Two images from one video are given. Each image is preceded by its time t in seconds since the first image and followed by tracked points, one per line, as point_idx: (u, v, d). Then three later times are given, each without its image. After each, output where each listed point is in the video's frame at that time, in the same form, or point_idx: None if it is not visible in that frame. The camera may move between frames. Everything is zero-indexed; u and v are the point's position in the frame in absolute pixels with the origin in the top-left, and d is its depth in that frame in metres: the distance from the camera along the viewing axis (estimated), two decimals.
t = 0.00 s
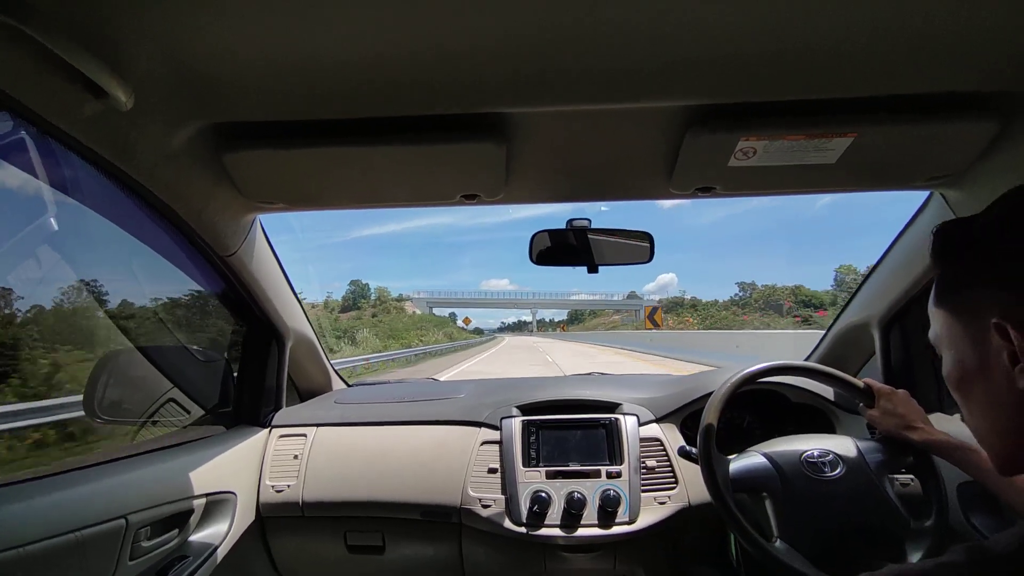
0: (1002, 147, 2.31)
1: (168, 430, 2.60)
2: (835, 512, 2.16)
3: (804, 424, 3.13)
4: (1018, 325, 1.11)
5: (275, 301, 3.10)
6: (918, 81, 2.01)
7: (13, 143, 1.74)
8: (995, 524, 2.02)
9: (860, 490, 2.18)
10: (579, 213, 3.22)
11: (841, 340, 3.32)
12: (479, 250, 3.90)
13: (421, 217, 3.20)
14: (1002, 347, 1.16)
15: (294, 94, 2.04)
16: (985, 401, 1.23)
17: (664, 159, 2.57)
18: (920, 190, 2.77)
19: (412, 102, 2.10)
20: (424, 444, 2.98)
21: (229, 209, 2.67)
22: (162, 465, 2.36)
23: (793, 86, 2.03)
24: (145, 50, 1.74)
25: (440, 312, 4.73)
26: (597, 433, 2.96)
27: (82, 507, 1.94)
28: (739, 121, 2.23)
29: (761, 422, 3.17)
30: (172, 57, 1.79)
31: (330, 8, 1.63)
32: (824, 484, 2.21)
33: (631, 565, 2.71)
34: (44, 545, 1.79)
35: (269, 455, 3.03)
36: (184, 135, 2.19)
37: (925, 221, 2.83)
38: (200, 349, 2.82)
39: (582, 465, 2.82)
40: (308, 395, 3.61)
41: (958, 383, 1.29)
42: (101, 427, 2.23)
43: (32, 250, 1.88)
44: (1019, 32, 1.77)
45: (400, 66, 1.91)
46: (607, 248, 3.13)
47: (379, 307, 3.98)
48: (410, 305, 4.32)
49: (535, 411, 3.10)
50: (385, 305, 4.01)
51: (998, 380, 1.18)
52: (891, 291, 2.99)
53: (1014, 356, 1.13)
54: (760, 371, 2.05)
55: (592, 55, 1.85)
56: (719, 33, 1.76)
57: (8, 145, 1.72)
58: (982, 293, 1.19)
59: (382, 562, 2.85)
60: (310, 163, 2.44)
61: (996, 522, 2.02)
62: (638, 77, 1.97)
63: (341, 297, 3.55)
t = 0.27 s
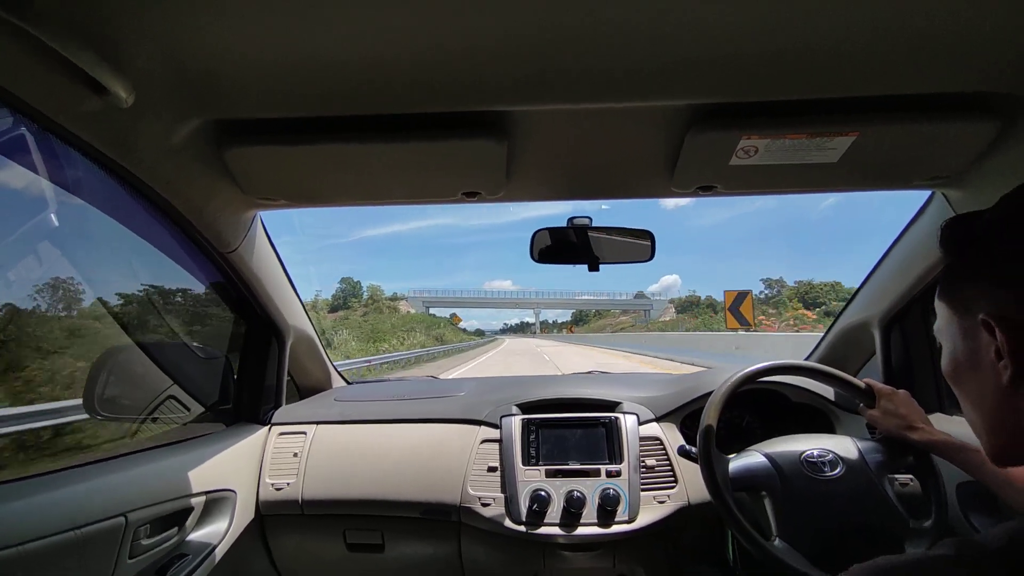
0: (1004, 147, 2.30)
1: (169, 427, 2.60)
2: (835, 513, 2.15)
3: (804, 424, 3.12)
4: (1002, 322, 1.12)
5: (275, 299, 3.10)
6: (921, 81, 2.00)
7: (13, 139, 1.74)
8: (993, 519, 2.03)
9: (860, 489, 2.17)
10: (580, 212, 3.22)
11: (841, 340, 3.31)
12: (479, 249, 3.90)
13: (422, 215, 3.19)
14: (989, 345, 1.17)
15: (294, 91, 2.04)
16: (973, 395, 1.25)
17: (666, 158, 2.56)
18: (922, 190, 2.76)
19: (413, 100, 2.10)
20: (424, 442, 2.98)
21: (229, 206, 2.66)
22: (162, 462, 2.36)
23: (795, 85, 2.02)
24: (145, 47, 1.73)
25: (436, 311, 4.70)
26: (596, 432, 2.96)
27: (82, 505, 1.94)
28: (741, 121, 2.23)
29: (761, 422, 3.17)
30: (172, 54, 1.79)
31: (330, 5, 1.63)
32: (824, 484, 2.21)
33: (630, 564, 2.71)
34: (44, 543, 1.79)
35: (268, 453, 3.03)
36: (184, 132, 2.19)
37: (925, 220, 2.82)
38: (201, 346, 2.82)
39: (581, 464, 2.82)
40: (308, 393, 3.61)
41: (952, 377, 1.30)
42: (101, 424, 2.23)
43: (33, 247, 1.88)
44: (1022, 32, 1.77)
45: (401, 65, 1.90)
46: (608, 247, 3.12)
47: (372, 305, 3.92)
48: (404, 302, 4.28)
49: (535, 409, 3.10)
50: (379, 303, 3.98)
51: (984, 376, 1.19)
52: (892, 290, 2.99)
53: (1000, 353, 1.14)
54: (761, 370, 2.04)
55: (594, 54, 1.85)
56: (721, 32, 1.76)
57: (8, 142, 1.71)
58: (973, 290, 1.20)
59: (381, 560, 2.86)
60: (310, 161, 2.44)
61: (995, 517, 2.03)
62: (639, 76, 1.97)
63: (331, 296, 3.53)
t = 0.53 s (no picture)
0: (1005, 149, 2.30)
1: (169, 424, 2.61)
2: (834, 514, 2.16)
3: (803, 426, 3.12)
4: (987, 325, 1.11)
5: (274, 297, 3.10)
6: (922, 84, 2.00)
7: (14, 137, 1.73)
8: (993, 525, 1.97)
9: (859, 491, 2.18)
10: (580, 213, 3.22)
11: (841, 342, 3.31)
12: (480, 250, 3.89)
13: (422, 215, 3.19)
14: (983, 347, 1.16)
15: (296, 90, 2.04)
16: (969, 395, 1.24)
17: (667, 159, 2.56)
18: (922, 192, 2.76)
19: (414, 100, 2.10)
20: (423, 442, 2.98)
21: (230, 205, 2.66)
22: (161, 459, 2.36)
23: (796, 87, 2.03)
24: (146, 46, 1.74)
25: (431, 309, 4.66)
26: (596, 432, 2.95)
27: (80, 502, 1.94)
28: (742, 123, 2.23)
29: (760, 423, 3.17)
30: (174, 53, 1.79)
31: (332, 5, 1.63)
32: (823, 485, 2.21)
33: (629, 565, 2.71)
34: (43, 539, 1.79)
35: (268, 451, 3.03)
36: (185, 131, 2.19)
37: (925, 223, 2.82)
38: (200, 344, 2.82)
39: (581, 465, 2.82)
40: (307, 392, 3.61)
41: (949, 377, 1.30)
42: (100, 422, 2.23)
43: (33, 244, 1.88)
44: None
45: (403, 64, 1.90)
46: (609, 248, 3.12)
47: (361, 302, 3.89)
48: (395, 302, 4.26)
49: (534, 410, 3.10)
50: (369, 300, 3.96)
51: (979, 377, 1.19)
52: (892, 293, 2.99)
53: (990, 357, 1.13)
54: (760, 372, 2.04)
55: (595, 55, 1.85)
56: (722, 33, 1.76)
57: (8, 140, 1.71)
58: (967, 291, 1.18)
59: (380, 559, 2.85)
60: (311, 160, 2.44)
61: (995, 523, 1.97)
62: (640, 78, 1.97)
63: (321, 291, 3.46)
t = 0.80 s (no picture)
0: (1005, 148, 2.30)
1: (169, 426, 2.61)
2: (835, 513, 2.15)
3: (803, 425, 3.12)
4: (991, 326, 1.03)
5: (274, 298, 3.10)
6: (920, 83, 2.00)
7: (13, 139, 1.73)
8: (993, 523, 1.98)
9: (861, 490, 2.18)
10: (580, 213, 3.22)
11: (841, 341, 3.31)
12: (480, 249, 3.89)
13: (422, 216, 3.20)
14: (973, 352, 1.08)
15: (296, 92, 2.04)
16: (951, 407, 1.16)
17: (666, 159, 2.56)
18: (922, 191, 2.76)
19: (413, 101, 2.10)
20: (423, 442, 2.98)
21: (230, 206, 2.66)
22: (161, 461, 2.36)
23: (794, 86, 2.03)
24: (145, 47, 1.74)
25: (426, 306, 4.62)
26: (596, 432, 2.96)
27: (80, 504, 1.94)
28: (740, 122, 2.23)
29: (760, 422, 3.17)
30: (172, 55, 1.79)
31: (330, 6, 1.63)
32: (824, 484, 2.21)
33: (629, 565, 2.71)
34: (43, 540, 1.80)
35: (268, 452, 3.03)
36: (184, 133, 2.19)
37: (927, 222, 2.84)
38: (200, 345, 2.83)
39: (581, 464, 2.82)
40: (307, 393, 3.61)
41: (918, 390, 1.22)
42: (101, 424, 2.23)
43: (32, 246, 1.88)
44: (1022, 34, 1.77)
45: (401, 65, 1.90)
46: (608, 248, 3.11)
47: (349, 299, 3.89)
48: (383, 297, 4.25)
49: (535, 410, 3.10)
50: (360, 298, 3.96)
51: (968, 387, 1.11)
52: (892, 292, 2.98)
53: (990, 360, 1.05)
54: (760, 371, 2.04)
55: (593, 55, 1.85)
56: (720, 33, 1.76)
57: (8, 142, 1.72)
58: (950, 292, 1.11)
59: (380, 560, 2.85)
60: (311, 161, 2.44)
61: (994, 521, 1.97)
62: (639, 77, 1.97)
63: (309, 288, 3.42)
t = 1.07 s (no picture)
0: (1007, 147, 2.29)
1: (168, 422, 2.61)
2: (834, 512, 2.16)
3: (803, 424, 3.12)
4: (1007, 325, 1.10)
5: (275, 295, 3.09)
6: (923, 82, 2.00)
7: (12, 136, 1.73)
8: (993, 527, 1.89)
9: (860, 491, 2.19)
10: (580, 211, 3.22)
11: (842, 340, 3.31)
12: (481, 247, 3.89)
13: (423, 213, 3.19)
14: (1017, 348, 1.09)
15: (297, 88, 2.04)
16: (985, 402, 1.16)
17: (667, 158, 2.56)
18: (924, 191, 2.76)
19: (415, 98, 2.10)
20: (423, 440, 2.98)
21: (230, 202, 2.66)
22: (161, 457, 2.37)
23: (796, 86, 2.02)
24: (146, 44, 1.74)
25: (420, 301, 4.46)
26: (596, 431, 2.96)
27: (79, 500, 1.94)
28: (742, 121, 2.23)
29: (760, 421, 3.17)
30: (173, 52, 1.79)
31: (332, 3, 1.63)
32: (823, 484, 2.22)
33: (628, 563, 2.71)
34: (43, 536, 1.80)
35: (268, 449, 3.04)
36: (184, 129, 2.19)
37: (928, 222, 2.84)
38: (200, 342, 2.82)
39: (581, 463, 2.83)
40: (307, 390, 3.60)
41: (946, 386, 1.22)
42: (100, 420, 2.23)
43: (32, 242, 1.88)
44: None
45: (402, 62, 1.90)
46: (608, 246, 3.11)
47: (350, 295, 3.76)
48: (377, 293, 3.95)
49: (534, 408, 3.10)
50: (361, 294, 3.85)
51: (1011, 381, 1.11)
52: (892, 292, 2.98)
53: None
54: (761, 371, 2.04)
55: (595, 54, 1.85)
56: (723, 32, 1.76)
57: (8, 139, 1.71)
58: (956, 295, 1.18)
59: (379, 557, 2.86)
60: (311, 157, 2.44)
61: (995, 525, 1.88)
62: (641, 76, 1.97)
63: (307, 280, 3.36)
